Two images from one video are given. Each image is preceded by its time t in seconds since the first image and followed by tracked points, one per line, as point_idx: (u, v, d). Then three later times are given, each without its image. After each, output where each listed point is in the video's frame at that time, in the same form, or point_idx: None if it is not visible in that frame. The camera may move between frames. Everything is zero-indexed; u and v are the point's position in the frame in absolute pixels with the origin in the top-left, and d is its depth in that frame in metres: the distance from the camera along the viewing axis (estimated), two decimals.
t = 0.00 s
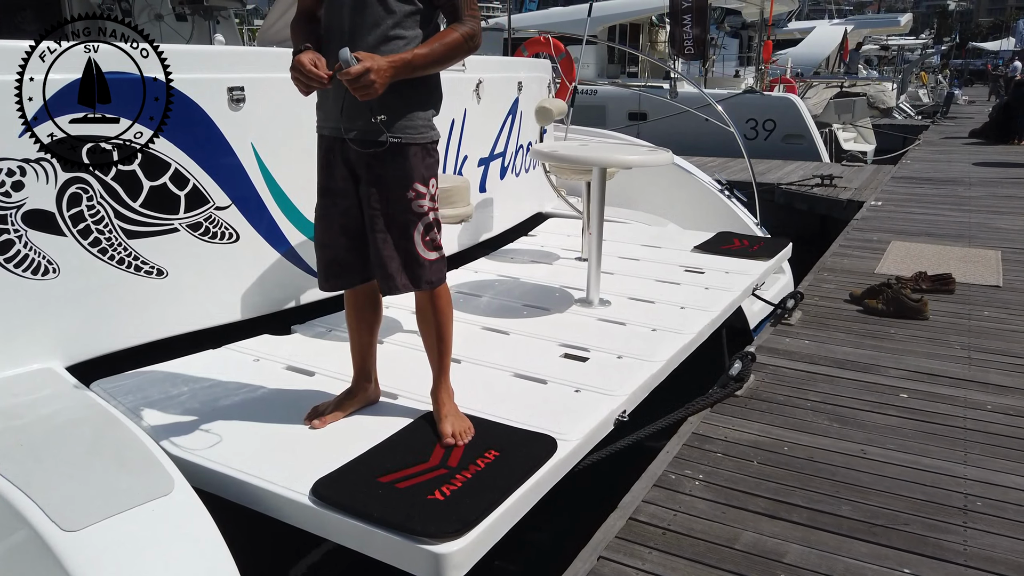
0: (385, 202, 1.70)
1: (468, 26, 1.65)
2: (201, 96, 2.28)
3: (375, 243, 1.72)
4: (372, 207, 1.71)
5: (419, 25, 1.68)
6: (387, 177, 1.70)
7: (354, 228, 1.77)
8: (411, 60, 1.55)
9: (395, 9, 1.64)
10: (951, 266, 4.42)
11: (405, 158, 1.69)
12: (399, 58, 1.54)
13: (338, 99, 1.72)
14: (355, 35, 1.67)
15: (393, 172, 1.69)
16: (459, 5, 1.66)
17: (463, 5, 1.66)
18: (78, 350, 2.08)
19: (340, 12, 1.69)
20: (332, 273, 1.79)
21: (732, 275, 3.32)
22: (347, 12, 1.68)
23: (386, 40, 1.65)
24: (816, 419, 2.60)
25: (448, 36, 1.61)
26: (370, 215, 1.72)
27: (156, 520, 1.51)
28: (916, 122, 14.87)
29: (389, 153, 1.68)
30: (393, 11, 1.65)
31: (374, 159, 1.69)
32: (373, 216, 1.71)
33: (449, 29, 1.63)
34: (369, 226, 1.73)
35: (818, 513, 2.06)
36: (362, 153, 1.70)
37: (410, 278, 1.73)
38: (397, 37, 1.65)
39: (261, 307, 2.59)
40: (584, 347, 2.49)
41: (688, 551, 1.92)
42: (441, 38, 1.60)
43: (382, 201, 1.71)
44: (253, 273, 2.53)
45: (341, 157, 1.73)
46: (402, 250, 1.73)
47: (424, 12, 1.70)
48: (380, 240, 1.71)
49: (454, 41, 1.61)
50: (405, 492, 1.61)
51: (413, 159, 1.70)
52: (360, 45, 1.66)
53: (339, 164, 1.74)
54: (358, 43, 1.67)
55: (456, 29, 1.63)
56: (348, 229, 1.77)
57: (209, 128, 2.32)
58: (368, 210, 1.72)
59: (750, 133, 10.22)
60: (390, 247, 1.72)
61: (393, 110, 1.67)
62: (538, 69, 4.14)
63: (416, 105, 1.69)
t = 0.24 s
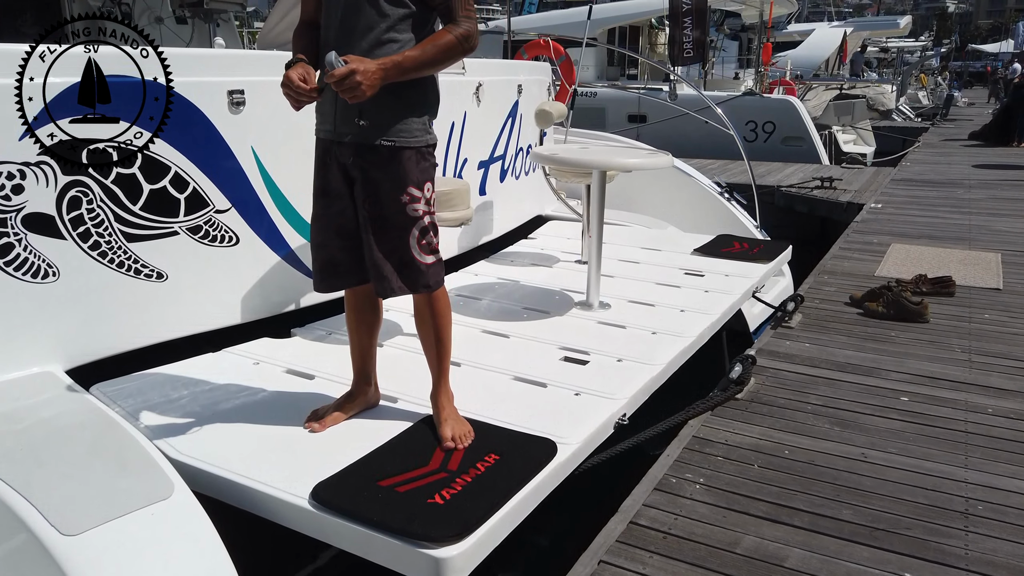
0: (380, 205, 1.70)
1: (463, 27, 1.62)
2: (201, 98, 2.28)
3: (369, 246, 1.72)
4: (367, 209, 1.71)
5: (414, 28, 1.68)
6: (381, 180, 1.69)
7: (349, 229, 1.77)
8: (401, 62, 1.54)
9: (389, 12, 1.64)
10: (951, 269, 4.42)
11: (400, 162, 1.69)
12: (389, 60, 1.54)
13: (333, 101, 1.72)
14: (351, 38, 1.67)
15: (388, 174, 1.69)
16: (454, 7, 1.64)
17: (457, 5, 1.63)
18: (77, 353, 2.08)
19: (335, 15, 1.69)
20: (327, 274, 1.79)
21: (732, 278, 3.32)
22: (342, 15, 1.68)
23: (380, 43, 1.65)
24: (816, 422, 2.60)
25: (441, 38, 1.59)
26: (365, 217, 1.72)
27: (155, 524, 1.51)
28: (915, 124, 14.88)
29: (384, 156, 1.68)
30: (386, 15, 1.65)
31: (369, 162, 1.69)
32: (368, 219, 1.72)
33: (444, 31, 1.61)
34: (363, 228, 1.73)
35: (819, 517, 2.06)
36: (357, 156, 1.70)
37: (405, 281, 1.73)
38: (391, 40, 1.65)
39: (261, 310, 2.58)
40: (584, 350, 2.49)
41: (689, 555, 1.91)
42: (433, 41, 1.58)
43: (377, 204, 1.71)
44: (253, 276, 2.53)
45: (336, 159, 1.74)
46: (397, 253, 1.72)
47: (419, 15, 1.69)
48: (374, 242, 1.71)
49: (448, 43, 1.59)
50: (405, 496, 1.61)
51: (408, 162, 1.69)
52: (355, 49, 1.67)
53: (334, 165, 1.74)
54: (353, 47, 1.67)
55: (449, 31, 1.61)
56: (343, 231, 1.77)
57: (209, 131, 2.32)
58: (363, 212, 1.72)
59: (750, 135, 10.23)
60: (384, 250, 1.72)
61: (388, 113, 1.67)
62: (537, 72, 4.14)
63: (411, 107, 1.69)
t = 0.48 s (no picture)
0: (378, 204, 1.70)
1: (459, 22, 1.60)
2: (201, 98, 2.28)
3: (367, 245, 1.72)
4: (364, 208, 1.71)
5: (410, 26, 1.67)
6: (379, 179, 1.69)
7: (348, 229, 1.77)
8: (392, 58, 1.53)
9: (384, 10, 1.64)
10: (952, 269, 4.41)
11: (397, 162, 1.68)
12: (380, 55, 1.53)
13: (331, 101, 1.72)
14: (347, 38, 1.67)
15: (385, 174, 1.69)
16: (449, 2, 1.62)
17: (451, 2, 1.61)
18: (77, 352, 2.07)
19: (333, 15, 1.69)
20: (326, 274, 1.79)
21: (732, 278, 3.32)
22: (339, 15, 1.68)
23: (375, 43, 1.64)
24: (817, 422, 2.60)
25: (434, 33, 1.57)
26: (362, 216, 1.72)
27: (154, 523, 1.50)
28: (915, 125, 14.88)
29: (381, 156, 1.68)
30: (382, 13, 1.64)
31: (366, 161, 1.69)
32: (365, 218, 1.71)
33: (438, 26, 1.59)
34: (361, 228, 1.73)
35: (820, 516, 2.05)
36: (355, 155, 1.70)
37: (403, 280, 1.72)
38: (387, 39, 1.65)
39: (261, 310, 2.58)
40: (584, 350, 2.48)
41: (690, 554, 1.91)
42: (426, 36, 1.57)
43: (374, 203, 1.70)
44: (252, 276, 2.52)
45: (335, 159, 1.74)
46: (394, 252, 1.72)
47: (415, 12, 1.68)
48: (372, 242, 1.71)
49: (442, 38, 1.57)
50: (404, 496, 1.60)
51: (406, 162, 1.69)
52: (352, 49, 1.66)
53: (333, 165, 1.75)
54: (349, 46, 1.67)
55: (443, 26, 1.59)
56: (342, 230, 1.77)
57: (209, 130, 2.32)
58: (360, 211, 1.72)
59: (750, 136, 10.22)
60: (381, 249, 1.71)
61: (385, 112, 1.67)
62: (537, 73, 4.14)
63: (408, 106, 1.69)
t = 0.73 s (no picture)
0: (380, 205, 1.70)
1: (463, 24, 1.60)
2: (203, 100, 2.28)
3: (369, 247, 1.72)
4: (367, 209, 1.72)
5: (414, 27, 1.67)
6: (381, 181, 1.70)
7: (350, 230, 1.78)
8: (397, 62, 1.53)
9: (387, 13, 1.64)
10: (952, 270, 4.42)
11: (401, 164, 1.68)
12: (385, 61, 1.53)
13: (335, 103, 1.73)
14: (351, 40, 1.67)
15: (388, 176, 1.69)
16: (452, 3, 1.61)
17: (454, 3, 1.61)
18: (79, 354, 2.08)
19: (337, 17, 1.70)
20: (327, 274, 1.79)
21: (732, 279, 3.32)
22: (343, 18, 1.68)
23: (379, 45, 1.64)
24: (817, 423, 2.60)
25: (438, 35, 1.57)
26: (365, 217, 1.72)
27: (157, 524, 1.51)
28: (915, 125, 14.88)
29: (384, 158, 1.68)
30: (385, 16, 1.64)
31: (370, 163, 1.70)
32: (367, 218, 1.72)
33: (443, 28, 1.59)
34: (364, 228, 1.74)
35: (821, 518, 2.05)
36: (359, 157, 1.71)
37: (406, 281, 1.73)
38: (392, 41, 1.65)
39: (262, 311, 2.58)
40: (585, 352, 2.48)
41: (691, 555, 1.91)
42: (430, 39, 1.57)
43: (377, 205, 1.71)
44: (253, 278, 2.53)
45: (339, 159, 1.75)
46: (397, 254, 1.72)
47: (418, 13, 1.68)
48: (374, 242, 1.72)
49: (447, 40, 1.57)
50: (406, 498, 1.61)
51: (409, 164, 1.69)
52: (356, 51, 1.67)
53: (337, 166, 1.76)
54: (354, 48, 1.67)
55: (447, 28, 1.59)
56: (344, 231, 1.78)
57: (210, 133, 2.32)
58: (363, 211, 1.73)
59: (750, 136, 10.23)
60: (383, 250, 1.72)
61: (388, 114, 1.66)
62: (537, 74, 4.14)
63: (412, 109, 1.68)
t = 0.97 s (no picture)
0: (402, 212, 1.71)
1: (481, 33, 1.63)
2: (211, 106, 2.29)
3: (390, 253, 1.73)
4: (389, 216, 1.72)
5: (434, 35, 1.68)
6: (404, 188, 1.70)
7: (371, 237, 1.78)
8: (431, 88, 1.55)
9: (409, 21, 1.64)
10: (954, 272, 4.43)
11: (423, 169, 1.69)
12: (419, 90, 1.54)
13: (355, 112, 1.73)
14: (373, 50, 1.68)
15: (411, 182, 1.70)
16: (470, 11, 1.64)
17: (473, 12, 1.64)
18: (88, 358, 2.09)
19: (356, 26, 1.69)
20: (347, 281, 1.79)
21: (735, 282, 3.33)
22: (363, 27, 1.68)
23: (402, 54, 1.65)
24: (822, 426, 2.61)
25: (462, 49, 1.60)
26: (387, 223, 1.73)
27: (169, 531, 1.52)
28: (916, 126, 14.89)
29: (407, 164, 1.69)
30: (408, 25, 1.65)
31: (392, 169, 1.70)
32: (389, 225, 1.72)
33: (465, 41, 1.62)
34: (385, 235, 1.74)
35: (828, 521, 2.07)
36: (382, 164, 1.71)
37: (428, 288, 1.73)
38: (415, 50, 1.66)
39: (269, 315, 2.59)
40: (591, 356, 2.50)
41: (699, 559, 1.92)
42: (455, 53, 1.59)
43: (398, 211, 1.71)
44: (261, 282, 2.54)
45: (362, 167, 1.75)
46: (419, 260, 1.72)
47: (438, 19, 1.68)
48: (396, 249, 1.72)
49: (470, 54, 1.60)
50: (416, 503, 1.62)
51: (431, 170, 1.70)
52: (378, 60, 1.67)
53: (358, 174, 1.75)
54: (376, 57, 1.68)
55: (467, 40, 1.62)
56: (365, 239, 1.78)
57: (218, 138, 2.33)
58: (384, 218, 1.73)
59: (751, 137, 10.24)
60: (405, 257, 1.72)
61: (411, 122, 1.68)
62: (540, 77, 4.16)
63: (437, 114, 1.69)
